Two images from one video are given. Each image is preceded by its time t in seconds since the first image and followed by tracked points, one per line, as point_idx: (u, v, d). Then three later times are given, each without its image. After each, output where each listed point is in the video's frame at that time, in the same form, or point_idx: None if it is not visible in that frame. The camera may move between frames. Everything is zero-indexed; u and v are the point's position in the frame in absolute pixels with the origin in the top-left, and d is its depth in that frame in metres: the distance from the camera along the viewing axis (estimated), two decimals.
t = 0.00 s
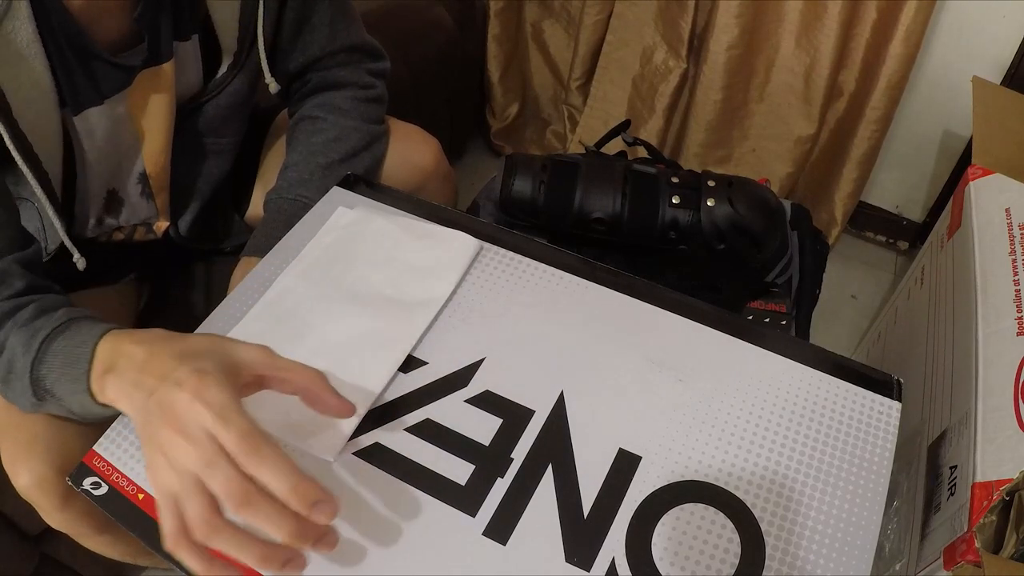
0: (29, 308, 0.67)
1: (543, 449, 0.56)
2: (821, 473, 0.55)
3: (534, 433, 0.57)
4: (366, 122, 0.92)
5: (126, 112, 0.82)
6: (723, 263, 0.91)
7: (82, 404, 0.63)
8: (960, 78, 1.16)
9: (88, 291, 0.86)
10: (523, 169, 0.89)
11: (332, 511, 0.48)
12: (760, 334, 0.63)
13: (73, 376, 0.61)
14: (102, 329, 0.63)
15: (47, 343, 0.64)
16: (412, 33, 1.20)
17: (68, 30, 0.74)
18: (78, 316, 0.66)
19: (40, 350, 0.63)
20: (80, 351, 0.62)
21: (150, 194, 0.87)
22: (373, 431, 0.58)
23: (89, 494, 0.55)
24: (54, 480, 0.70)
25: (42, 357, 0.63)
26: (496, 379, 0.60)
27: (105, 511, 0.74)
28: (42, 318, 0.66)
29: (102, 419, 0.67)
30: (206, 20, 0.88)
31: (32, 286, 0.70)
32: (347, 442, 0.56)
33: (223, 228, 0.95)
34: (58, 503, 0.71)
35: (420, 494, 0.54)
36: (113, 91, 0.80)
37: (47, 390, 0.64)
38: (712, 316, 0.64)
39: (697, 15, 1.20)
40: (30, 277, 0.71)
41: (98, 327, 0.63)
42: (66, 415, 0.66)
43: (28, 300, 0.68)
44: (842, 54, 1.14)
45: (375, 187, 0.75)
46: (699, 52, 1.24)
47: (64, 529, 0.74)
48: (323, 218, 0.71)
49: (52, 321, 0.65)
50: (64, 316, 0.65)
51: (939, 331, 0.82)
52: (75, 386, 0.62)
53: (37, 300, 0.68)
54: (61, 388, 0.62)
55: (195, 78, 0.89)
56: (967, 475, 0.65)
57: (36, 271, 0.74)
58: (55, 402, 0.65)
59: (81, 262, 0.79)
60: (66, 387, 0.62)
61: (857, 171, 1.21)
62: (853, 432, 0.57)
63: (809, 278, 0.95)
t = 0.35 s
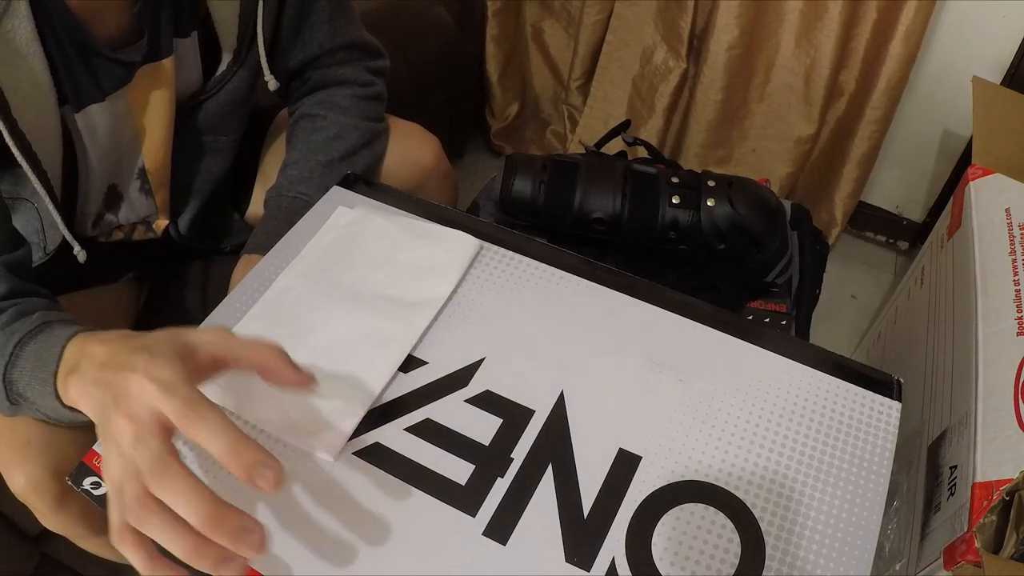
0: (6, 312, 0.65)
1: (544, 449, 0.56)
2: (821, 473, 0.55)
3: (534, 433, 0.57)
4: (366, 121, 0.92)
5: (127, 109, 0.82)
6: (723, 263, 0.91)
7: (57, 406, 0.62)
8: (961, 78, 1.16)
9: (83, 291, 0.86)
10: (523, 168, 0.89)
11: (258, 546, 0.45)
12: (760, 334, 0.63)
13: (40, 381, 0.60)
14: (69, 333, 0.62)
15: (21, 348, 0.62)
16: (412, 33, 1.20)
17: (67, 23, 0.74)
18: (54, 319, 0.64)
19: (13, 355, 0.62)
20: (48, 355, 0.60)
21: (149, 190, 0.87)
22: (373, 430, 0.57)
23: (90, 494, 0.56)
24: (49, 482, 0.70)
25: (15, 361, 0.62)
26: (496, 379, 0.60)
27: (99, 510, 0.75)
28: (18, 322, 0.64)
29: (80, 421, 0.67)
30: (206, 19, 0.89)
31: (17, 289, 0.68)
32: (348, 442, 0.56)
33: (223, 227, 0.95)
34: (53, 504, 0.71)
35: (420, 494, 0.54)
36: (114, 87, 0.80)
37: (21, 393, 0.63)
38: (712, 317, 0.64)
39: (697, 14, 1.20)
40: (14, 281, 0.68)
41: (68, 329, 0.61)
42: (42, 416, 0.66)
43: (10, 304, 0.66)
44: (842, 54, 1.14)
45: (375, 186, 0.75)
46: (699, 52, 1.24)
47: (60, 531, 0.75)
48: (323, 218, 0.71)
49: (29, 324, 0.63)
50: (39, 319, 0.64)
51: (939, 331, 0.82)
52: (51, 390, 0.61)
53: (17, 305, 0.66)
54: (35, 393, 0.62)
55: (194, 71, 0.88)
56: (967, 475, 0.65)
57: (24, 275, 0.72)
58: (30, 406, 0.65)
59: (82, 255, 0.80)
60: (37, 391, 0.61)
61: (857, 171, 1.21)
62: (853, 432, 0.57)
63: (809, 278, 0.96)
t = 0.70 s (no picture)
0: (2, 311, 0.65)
1: (544, 449, 0.56)
2: (821, 473, 0.55)
3: (534, 433, 0.57)
4: (366, 121, 0.92)
5: (127, 111, 0.82)
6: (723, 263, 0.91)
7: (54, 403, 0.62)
8: (961, 78, 1.16)
9: (80, 292, 0.85)
10: (523, 169, 0.89)
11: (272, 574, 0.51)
12: (760, 334, 0.63)
13: (37, 374, 0.61)
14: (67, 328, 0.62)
15: (17, 345, 0.62)
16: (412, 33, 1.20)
17: (65, 23, 0.74)
18: (50, 317, 0.65)
19: (8, 351, 0.62)
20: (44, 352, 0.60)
21: (150, 190, 0.87)
22: (374, 431, 0.57)
23: (89, 494, 0.55)
24: (46, 484, 0.70)
25: (11, 358, 0.62)
26: (496, 379, 0.60)
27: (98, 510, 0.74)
28: (14, 320, 0.64)
29: (74, 421, 0.67)
30: (206, 19, 0.88)
31: (14, 288, 0.68)
32: (346, 444, 0.56)
33: (222, 228, 0.95)
34: (51, 506, 0.71)
35: (420, 494, 0.54)
36: (113, 88, 0.80)
37: (15, 392, 0.63)
38: (712, 316, 0.64)
39: (697, 15, 1.20)
40: (13, 282, 0.68)
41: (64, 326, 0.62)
42: (36, 416, 0.66)
43: (7, 303, 0.66)
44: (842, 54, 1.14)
45: (375, 187, 0.75)
46: (699, 52, 1.24)
47: (58, 533, 0.75)
48: (323, 218, 0.71)
49: (24, 322, 0.64)
50: (35, 317, 0.64)
51: (940, 331, 0.82)
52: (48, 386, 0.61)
53: (14, 304, 0.66)
54: (29, 390, 0.62)
55: (194, 71, 0.88)
56: (967, 475, 0.65)
57: (24, 276, 0.72)
58: (24, 406, 0.65)
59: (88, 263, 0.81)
60: (33, 387, 0.62)
61: (857, 171, 1.21)
62: (853, 432, 0.57)
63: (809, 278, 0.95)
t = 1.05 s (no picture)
0: (3, 312, 0.64)
1: (544, 449, 0.56)
2: (821, 473, 0.55)
3: (534, 433, 0.57)
4: (365, 122, 0.92)
5: (126, 112, 0.82)
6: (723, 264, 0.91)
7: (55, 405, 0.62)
8: (961, 78, 1.16)
9: (78, 290, 0.85)
10: (523, 169, 0.89)
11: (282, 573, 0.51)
12: (760, 334, 0.63)
13: (39, 379, 0.61)
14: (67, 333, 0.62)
15: (17, 347, 0.62)
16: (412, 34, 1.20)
17: (62, 24, 0.74)
18: (50, 319, 0.65)
19: (9, 354, 0.62)
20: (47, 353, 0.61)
21: (150, 192, 0.87)
22: (373, 431, 0.57)
23: (89, 494, 0.56)
24: (45, 484, 0.70)
25: (12, 361, 0.62)
26: (496, 379, 0.60)
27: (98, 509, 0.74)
28: (14, 322, 0.64)
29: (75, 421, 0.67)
30: (205, 21, 0.88)
31: (16, 290, 0.67)
32: (346, 444, 0.56)
33: (222, 227, 0.95)
34: (50, 506, 0.71)
35: (420, 494, 0.54)
36: (112, 90, 0.80)
37: (16, 393, 0.63)
38: (712, 316, 0.64)
39: (697, 14, 1.20)
40: (13, 283, 0.67)
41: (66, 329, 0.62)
42: (36, 416, 0.66)
43: (7, 304, 0.65)
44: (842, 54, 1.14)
45: (375, 187, 0.75)
46: (699, 52, 1.24)
47: (56, 532, 0.75)
48: (323, 218, 0.71)
49: (24, 324, 0.64)
50: (35, 319, 0.64)
51: (940, 331, 0.81)
52: (49, 390, 0.61)
53: (14, 304, 0.66)
54: (30, 392, 0.62)
55: (193, 72, 0.88)
56: (967, 475, 0.65)
57: (24, 277, 0.72)
58: (25, 407, 0.65)
59: (75, 264, 0.79)
60: (34, 390, 0.62)
61: (857, 171, 1.21)
62: (853, 432, 0.57)
63: (809, 279, 0.95)
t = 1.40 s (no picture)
0: (2, 313, 0.65)
1: (544, 449, 0.56)
2: (821, 473, 0.55)
3: (534, 434, 0.57)
4: (365, 122, 0.92)
5: (125, 112, 0.82)
6: (723, 264, 0.91)
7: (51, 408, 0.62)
8: (961, 78, 1.16)
9: (78, 291, 0.85)
10: (523, 169, 0.89)
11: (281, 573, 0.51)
12: (760, 333, 0.63)
13: (36, 382, 0.61)
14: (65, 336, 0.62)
15: (14, 349, 0.62)
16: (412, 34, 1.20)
17: (60, 23, 0.74)
18: (48, 321, 0.65)
19: (6, 357, 0.62)
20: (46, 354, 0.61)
21: (149, 192, 0.87)
22: (373, 431, 0.57)
23: (89, 494, 0.55)
24: (46, 484, 0.70)
25: (9, 363, 0.62)
26: (496, 379, 0.60)
27: (98, 509, 0.74)
28: (12, 324, 0.64)
29: (74, 425, 0.67)
30: (205, 22, 0.88)
31: (16, 290, 0.67)
32: (345, 445, 0.56)
33: (222, 227, 0.95)
34: (51, 506, 0.71)
35: (420, 494, 0.54)
36: (110, 90, 0.80)
37: (15, 396, 0.63)
38: (712, 316, 0.64)
39: (697, 14, 1.20)
40: (13, 283, 0.67)
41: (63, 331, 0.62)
42: (35, 419, 0.66)
43: (7, 305, 0.65)
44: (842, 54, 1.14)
45: (375, 187, 0.75)
46: (699, 52, 1.24)
47: (57, 532, 0.75)
48: (322, 218, 0.71)
49: (21, 326, 0.63)
50: (32, 321, 0.64)
51: (940, 331, 0.81)
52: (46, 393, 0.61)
53: (13, 306, 0.66)
54: (28, 394, 0.62)
55: (192, 73, 0.88)
56: (967, 475, 0.65)
57: (24, 277, 0.72)
58: (24, 409, 0.65)
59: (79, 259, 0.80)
60: (31, 393, 0.62)
61: (857, 171, 1.21)
62: (853, 432, 0.57)
63: (809, 279, 0.95)
